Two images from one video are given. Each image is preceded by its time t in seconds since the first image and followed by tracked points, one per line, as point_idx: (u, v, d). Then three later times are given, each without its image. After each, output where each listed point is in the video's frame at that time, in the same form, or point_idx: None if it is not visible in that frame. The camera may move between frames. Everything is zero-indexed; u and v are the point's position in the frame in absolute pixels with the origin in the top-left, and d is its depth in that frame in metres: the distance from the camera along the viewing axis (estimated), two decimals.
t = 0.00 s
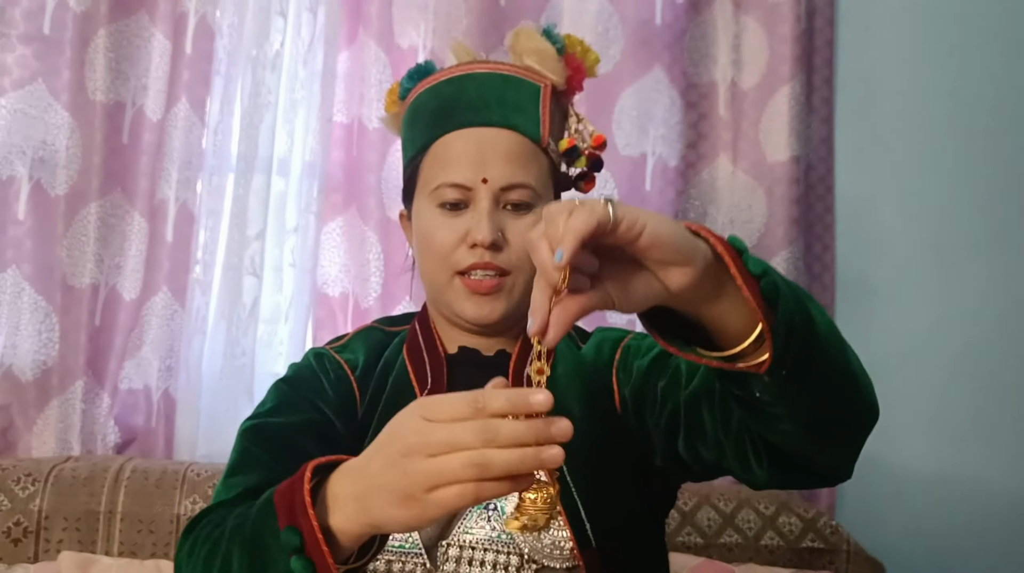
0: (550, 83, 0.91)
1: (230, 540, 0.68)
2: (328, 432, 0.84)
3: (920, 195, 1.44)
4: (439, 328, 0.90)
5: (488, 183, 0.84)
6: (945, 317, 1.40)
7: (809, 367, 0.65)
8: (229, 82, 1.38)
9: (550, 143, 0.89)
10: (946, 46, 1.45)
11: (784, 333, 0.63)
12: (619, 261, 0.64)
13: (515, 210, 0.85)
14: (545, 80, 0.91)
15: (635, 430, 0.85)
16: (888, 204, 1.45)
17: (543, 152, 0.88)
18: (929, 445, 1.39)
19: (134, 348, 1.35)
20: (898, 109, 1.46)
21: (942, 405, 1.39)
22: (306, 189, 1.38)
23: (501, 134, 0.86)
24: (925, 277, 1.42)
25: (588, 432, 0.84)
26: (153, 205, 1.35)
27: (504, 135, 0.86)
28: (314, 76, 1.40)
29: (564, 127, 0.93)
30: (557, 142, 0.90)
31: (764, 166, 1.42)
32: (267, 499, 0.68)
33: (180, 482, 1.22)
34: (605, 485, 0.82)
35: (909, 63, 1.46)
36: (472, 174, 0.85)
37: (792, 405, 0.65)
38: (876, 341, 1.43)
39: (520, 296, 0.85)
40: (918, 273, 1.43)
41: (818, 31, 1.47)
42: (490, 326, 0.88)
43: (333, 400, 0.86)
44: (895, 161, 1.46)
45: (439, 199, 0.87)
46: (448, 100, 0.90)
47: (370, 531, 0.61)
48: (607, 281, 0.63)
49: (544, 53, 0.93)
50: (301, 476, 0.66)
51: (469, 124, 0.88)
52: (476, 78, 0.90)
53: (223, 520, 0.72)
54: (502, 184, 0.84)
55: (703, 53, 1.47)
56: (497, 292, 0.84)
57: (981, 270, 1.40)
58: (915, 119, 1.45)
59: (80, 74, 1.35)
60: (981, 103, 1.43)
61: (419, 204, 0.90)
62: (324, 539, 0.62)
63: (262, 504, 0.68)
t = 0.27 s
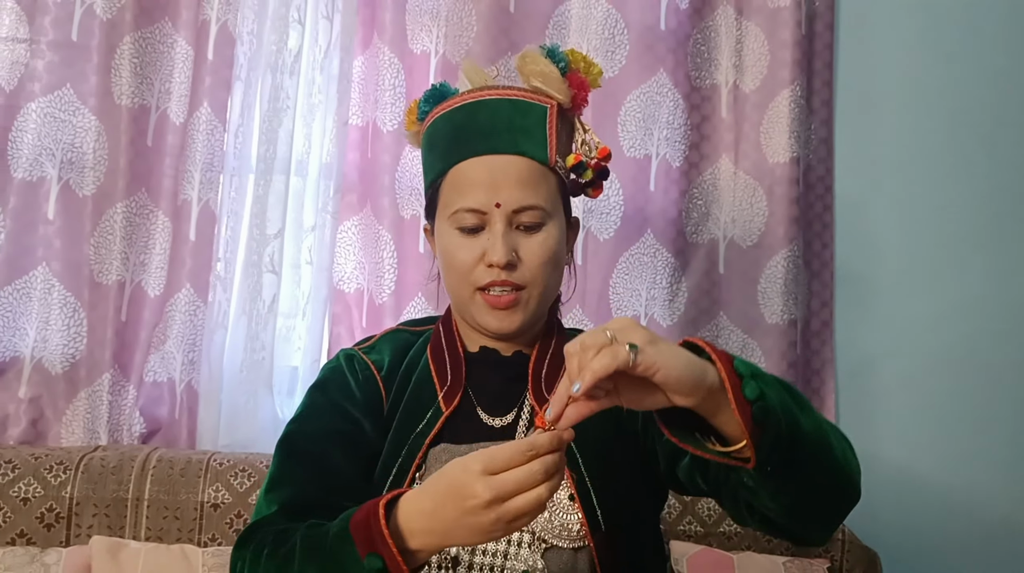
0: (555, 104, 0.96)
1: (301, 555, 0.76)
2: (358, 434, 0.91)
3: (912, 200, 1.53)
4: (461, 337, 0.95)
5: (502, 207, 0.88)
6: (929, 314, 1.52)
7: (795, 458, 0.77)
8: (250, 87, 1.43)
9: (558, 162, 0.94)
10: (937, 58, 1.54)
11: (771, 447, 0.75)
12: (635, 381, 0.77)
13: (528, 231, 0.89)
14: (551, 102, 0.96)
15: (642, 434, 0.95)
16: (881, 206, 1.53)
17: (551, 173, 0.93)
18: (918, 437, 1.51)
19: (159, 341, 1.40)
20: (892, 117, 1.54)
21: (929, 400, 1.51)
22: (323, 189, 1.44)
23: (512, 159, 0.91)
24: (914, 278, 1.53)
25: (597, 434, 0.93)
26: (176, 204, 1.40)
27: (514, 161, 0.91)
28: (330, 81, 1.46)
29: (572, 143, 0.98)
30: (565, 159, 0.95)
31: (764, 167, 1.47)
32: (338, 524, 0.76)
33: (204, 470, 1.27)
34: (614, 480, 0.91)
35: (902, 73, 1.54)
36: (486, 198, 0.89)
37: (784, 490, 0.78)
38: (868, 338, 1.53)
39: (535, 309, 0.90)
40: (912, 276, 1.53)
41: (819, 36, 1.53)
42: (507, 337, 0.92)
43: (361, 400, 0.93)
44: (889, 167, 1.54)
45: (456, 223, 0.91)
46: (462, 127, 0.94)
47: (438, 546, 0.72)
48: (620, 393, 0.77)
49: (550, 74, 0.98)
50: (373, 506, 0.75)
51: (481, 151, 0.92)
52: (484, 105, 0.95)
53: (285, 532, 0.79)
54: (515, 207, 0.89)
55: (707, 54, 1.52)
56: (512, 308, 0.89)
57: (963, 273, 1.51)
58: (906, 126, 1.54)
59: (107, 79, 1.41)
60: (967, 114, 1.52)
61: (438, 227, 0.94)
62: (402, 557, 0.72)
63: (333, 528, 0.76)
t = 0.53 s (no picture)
0: (558, 106, 0.98)
1: (352, 518, 0.79)
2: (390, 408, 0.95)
3: (910, 192, 1.57)
4: (482, 322, 1.00)
5: (505, 209, 0.91)
6: (925, 303, 1.56)
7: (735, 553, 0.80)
8: (264, 81, 1.48)
9: (562, 161, 0.96)
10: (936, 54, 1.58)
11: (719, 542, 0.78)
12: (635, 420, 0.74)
13: (532, 230, 0.92)
14: (555, 104, 0.98)
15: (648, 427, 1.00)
16: (878, 198, 1.58)
17: (554, 175, 0.95)
18: (913, 428, 1.56)
19: (177, 325, 1.45)
20: (890, 111, 1.58)
21: (926, 393, 1.56)
22: (334, 178, 1.49)
23: (515, 164, 0.94)
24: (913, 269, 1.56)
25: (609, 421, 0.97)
26: (193, 193, 1.45)
27: (518, 165, 0.94)
28: (342, 74, 1.50)
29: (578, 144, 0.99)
30: (568, 158, 0.96)
31: (765, 159, 1.51)
32: (380, 479, 0.80)
33: (222, 449, 1.33)
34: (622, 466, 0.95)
35: (900, 68, 1.58)
36: (490, 201, 0.92)
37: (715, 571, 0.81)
38: (866, 327, 1.57)
39: (541, 305, 0.93)
40: (910, 268, 1.57)
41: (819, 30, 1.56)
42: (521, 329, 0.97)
43: (391, 377, 0.97)
44: (887, 159, 1.58)
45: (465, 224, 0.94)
46: (469, 135, 0.97)
47: (460, 475, 0.74)
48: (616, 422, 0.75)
49: (552, 78, 0.99)
50: (404, 457, 0.78)
51: (486, 156, 0.95)
52: (489, 111, 0.97)
53: (332, 503, 0.83)
54: (519, 208, 0.92)
55: (710, 47, 1.54)
56: (518, 305, 0.92)
57: (960, 265, 1.56)
58: (903, 120, 1.58)
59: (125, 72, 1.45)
60: (961, 110, 1.57)
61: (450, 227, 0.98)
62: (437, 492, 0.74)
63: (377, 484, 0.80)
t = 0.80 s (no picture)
0: (560, 92, 0.94)
1: (362, 465, 0.79)
2: (405, 379, 0.91)
3: (909, 171, 1.60)
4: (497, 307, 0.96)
5: (506, 194, 0.88)
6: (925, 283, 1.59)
7: (680, 551, 0.80)
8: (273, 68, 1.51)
9: (565, 145, 0.92)
10: (932, 36, 1.61)
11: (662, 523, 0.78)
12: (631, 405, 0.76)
13: (533, 214, 0.88)
14: (558, 89, 0.94)
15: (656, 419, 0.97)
16: (878, 179, 1.61)
17: (557, 160, 0.91)
18: (915, 406, 1.59)
19: (191, 308, 1.49)
20: (889, 93, 1.61)
21: (925, 371, 1.59)
22: (343, 163, 1.52)
23: (516, 149, 0.90)
24: (913, 249, 1.59)
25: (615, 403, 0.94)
26: (206, 179, 1.49)
27: (519, 150, 0.90)
28: (349, 62, 1.53)
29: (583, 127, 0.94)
30: (572, 141, 0.92)
31: (764, 142, 1.54)
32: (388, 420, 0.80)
33: (236, 427, 1.37)
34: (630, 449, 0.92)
35: (898, 51, 1.61)
36: (491, 187, 0.89)
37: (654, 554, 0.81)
38: (866, 305, 1.60)
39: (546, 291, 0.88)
40: (909, 245, 1.60)
41: (818, 14, 1.58)
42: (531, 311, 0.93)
43: (406, 353, 0.93)
44: (886, 140, 1.61)
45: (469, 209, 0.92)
46: (472, 123, 0.94)
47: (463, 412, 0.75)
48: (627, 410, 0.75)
49: (554, 64, 0.95)
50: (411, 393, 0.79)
51: (486, 143, 0.92)
52: (489, 98, 0.94)
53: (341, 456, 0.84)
54: (518, 193, 0.88)
55: (710, 32, 1.57)
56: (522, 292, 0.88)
57: (959, 246, 1.59)
58: (901, 103, 1.61)
59: (138, 61, 1.49)
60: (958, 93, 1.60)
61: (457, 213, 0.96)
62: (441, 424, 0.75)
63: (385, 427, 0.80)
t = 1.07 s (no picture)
0: (560, 74, 0.96)
1: (385, 483, 0.82)
2: (409, 379, 0.94)
3: (908, 158, 1.62)
4: (496, 294, 0.98)
5: (506, 172, 0.91)
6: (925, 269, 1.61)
7: (660, 538, 0.82)
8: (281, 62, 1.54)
9: (566, 126, 0.94)
10: (931, 24, 1.63)
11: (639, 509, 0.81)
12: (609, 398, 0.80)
13: (534, 193, 0.91)
14: (558, 72, 0.96)
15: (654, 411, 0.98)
16: (877, 166, 1.63)
17: (557, 139, 0.93)
18: (919, 391, 1.61)
19: (203, 298, 1.52)
20: (888, 81, 1.63)
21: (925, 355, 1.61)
22: (350, 154, 1.54)
23: (516, 129, 0.92)
24: (914, 236, 1.62)
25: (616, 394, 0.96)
26: (215, 171, 1.52)
27: (518, 130, 0.92)
28: (355, 55, 1.56)
29: (584, 110, 0.97)
30: (572, 123, 0.95)
31: (765, 130, 1.56)
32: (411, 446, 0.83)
33: (248, 413, 1.40)
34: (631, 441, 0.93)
35: (896, 39, 1.63)
36: (491, 166, 0.92)
37: (636, 542, 0.83)
38: (866, 291, 1.62)
39: (546, 267, 0.91)
40: (908, 231, 1.62)
41: (818, 3, 1.60)
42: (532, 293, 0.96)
43: (408, 351, 0.95)
44: (885, 128, 1.63)
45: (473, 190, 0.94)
46: (473, 106, 0.97)
47: (491, 440, 0.78)
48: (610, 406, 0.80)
49: (556, 48, 0.97)
50: (442, 421, 0.82)
51: (487, 124, 0.94)
52: (490, 81, 0.96)
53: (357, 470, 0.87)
54: (518, 171, 0.91)
55: (711, 22, 1.59)
56: (522, 269, 0.91)
57: (959, 232, 1.61)
58: (900, 91, 1.62)
59: (149, 56, 1.52)
60: (956, 81, 1.62)
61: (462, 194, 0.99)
62: (471, 456, 0.79)
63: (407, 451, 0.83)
